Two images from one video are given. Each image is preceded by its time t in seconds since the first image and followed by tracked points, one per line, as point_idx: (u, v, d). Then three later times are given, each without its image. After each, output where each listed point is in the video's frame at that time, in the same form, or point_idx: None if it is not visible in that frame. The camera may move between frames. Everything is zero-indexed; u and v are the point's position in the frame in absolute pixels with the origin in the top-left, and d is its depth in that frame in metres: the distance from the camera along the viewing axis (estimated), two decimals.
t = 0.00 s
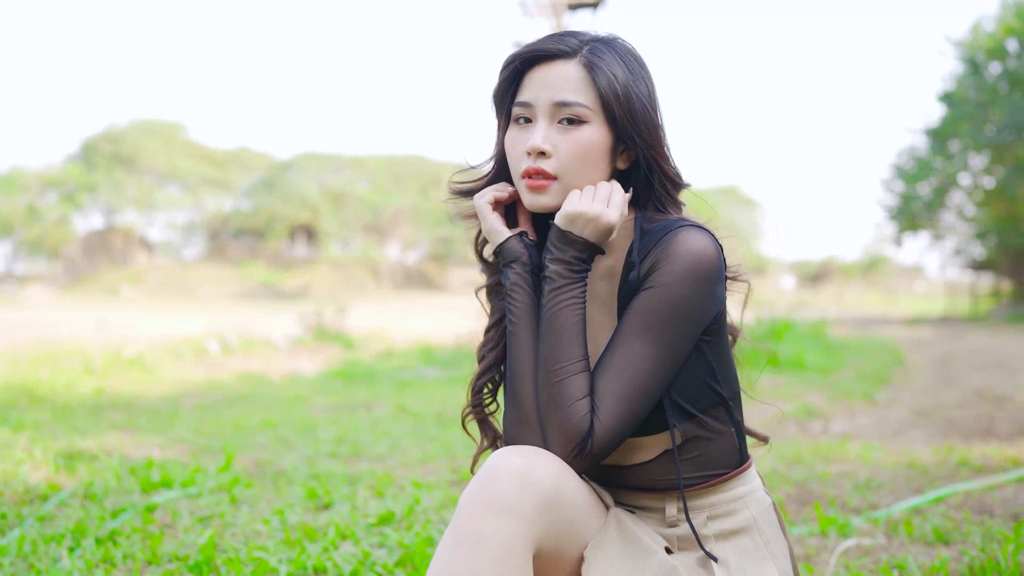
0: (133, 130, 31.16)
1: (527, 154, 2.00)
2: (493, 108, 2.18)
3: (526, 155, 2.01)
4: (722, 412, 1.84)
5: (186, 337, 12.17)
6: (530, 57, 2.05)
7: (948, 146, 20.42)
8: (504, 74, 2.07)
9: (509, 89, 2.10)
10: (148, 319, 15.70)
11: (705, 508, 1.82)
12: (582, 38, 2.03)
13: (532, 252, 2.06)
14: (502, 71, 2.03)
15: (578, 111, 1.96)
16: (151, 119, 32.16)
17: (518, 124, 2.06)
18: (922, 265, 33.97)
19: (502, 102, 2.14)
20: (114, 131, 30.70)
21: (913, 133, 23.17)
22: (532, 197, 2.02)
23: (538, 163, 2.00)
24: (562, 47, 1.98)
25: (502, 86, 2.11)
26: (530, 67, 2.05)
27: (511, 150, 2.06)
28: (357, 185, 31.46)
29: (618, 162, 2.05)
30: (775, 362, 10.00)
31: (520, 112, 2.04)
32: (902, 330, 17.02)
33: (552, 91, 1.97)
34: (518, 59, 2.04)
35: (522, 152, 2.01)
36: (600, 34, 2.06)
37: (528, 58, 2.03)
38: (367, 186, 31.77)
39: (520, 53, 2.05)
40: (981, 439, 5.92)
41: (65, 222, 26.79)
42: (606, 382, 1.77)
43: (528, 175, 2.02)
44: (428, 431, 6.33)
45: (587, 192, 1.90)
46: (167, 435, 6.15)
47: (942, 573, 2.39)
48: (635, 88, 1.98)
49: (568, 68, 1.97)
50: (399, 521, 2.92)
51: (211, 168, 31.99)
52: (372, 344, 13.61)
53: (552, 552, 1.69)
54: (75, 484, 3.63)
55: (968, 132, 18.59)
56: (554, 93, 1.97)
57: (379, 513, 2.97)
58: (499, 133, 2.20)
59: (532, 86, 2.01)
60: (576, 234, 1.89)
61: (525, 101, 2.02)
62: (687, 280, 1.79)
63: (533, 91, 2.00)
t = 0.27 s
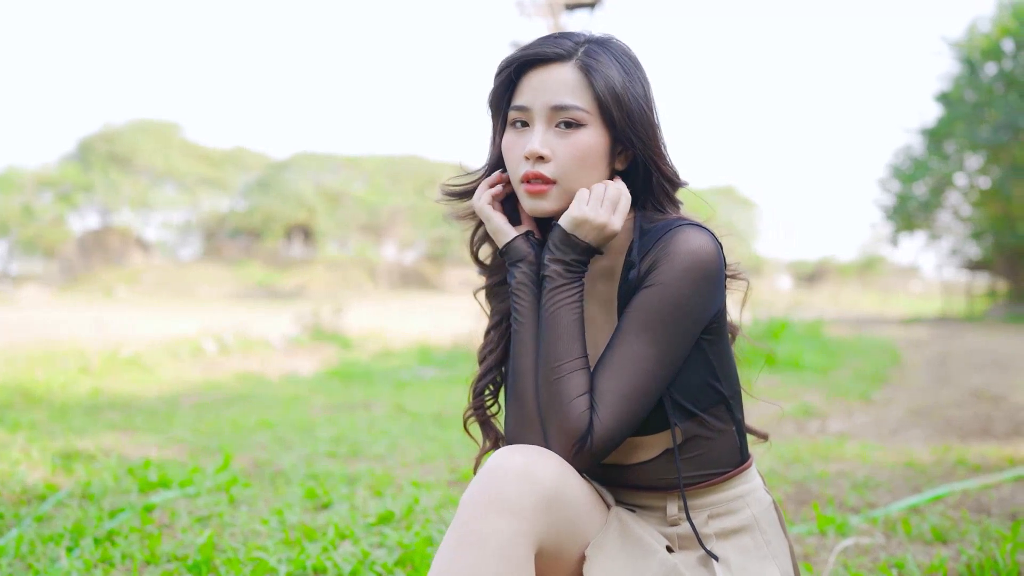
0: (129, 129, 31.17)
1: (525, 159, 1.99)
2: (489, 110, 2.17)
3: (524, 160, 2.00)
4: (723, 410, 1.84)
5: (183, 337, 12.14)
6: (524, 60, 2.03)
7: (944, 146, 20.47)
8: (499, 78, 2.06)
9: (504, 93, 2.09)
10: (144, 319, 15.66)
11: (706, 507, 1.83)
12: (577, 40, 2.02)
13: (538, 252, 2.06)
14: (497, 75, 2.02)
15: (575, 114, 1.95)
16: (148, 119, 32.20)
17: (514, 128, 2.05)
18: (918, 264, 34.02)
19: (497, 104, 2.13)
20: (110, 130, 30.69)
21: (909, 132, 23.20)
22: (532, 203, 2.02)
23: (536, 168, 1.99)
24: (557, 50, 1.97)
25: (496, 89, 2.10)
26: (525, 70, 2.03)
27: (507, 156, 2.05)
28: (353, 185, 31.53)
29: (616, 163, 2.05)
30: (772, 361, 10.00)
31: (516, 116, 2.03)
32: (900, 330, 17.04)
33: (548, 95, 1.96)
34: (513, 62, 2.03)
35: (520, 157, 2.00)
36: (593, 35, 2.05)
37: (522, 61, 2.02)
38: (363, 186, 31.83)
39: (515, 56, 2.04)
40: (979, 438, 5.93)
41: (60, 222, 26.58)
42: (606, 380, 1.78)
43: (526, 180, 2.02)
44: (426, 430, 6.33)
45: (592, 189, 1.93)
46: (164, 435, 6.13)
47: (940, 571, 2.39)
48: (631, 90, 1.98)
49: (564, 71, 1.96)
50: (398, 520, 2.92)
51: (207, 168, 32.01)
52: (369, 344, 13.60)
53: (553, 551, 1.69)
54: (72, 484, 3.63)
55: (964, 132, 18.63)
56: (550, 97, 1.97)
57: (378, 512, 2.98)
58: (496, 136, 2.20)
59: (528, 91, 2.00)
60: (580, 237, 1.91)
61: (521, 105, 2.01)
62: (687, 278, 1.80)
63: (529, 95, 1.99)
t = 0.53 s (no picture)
0: (123, 129, 31.04)
1: (522, 166, 1.99)
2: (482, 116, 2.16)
3: (521, 167, 2.00)
4: (723, 408, 1.85)
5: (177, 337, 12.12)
6: (516, 65, 2.02)
7: (937, 146, 20.57)
8: (491, 85, 2.05)
9: (496, 99, 2.08)
10: (138, 319, 15.59)
11: (707, 505, 1.82)
12: (569, 42, 2.01)
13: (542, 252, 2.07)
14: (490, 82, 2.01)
15: (571, 119, 1.95)
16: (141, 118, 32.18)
17: (510, 134, 2.05)
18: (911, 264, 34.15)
19: (490, 110, 2.12)
20: (103, 129, 30.55)
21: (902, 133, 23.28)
22: (532, 210, 2.03)
23: (534, 175, 1.99)
24: (549, 55, 1.96)
25: (489, 95, 2.09)
26: (519, 76, 2.03)
27: (504, 162, 2.04)
28: (348, 185, 31.62)
29: (612, 165, 2.05)
30: (767, 360, 10.02)
31: (511, 122, 2.02)
32: (893, 330, 17.10)
33: (543, 101, 1.96)
34: (505, 68, 2.02)
35: (517, 164, 2.00)
36: (584, 36, 2.05)
37: (515, 67, 2.01)
38: (358, 186, 31.89)
39: (507, 62, 2.02)
40: (974, 438, 5.95)
41: (53, 222, 26.24)
42: (604, 378, 1.78)
43: (525, 187, 2.02)
44: (422, 430, 6.33)
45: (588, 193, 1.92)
46: (159, 435, 6.11)
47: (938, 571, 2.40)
48: (625, 91, 1.97)
49: (557, 76, 1.95)
50: (396, 520, 2.92)
51: (201, 167, 31.99)
52: (364, 344, 13.59)
53: (555, 550, 1.69)
54: (68, 484, 3.62)
55: (957, 133, 18.71)
56: (546, 102, 1.96)
57: (376, 511, 2.98)
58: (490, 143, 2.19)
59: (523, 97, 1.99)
60: (578, 238, 1.93)
61: (516, 112, 2.00)
62: (686, 277, 1.80)
63: (523, 102, 1.99)
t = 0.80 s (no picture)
0: (115, 128, 30.91)
1: (519, 173, 1.99)
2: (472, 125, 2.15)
3: (518, 175, 2.00)
4: (724, 407, 1.85)
5: (171, 337, 12.08)
6: (505, 73, 2.01)
7: (930, 146, 20.61)
8: (481, 94, 2.04)
9: (486, 107, 2.07)
10: (131, 319, 15.54)
11: (707, 504, 1.82)
12: (557, 45, 2.01)
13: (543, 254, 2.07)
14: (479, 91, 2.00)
15: (565, 125, 1.94)
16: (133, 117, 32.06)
17: (503, 143, 2.04)
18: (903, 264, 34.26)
19: (481, 119, 2.11)
20: (94, 128, 30.34)
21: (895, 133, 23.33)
22: (531, 217, 2.03)
23: (532, 182, 1.99)
24: (538, 61, 1.95)
25: (478, 104, 2.08)
26: (508, 83, 2.02)
27: (500, 173, 2.04)
28: (340, 185, 31.58)
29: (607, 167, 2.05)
30: (761, 360, 10.04)
31: (505, 130, 2.01)
32: (886, 330, 17.15)
33: (535, 108, 1.94)
34: (494, 77, 2.01)
35: (514, 173, 2.00)
36: (569, 38, 2.03)
37: (504, 75, 1.99)
38: (351, 186, 31.87)
39: (495, 70, 2.02)
40: (968, 437, 5.97)
41: (45, 221, 26.16)
42: (605, 378, 1.79)
43: (522, 194, 2.03)
44: (417, 430, 6.33)
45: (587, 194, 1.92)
46: (153, 435, 6.10)
47: (934, 569, 2.41)
48: (615, 92, 1.96)
49: (547, 83, 1.94)
50: (393, 520, 2.92)
51: (193, 167, 31.86)
52: (357, 343, 13.58)
53: (557, 550, 1.69)
54: (63, 485, 3.61)
55: (949, 133, 18.77)
56: (538, 109, 1.94)
57: (374, 511, 2.97)
58: (482, 152, 2.18)
59: (514, 105, 1.98)
60: (575, 239, 1.94)
61: (509, 120, 1.99)
62: (687, 276, 1.80)
63: (515, 110, 1.98)
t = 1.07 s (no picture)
0: (106, 127, 30.58)
1: (516, 180, 2.00)
2: (462, 134, 2.15)
3: (515, 182, 2.00)
4: (725, 406, 1.85)
5: (164, 337, 12.07)
6: (491, 81, 2.01)
7: (922, 147, 20.66)
8: (469, 101, 2.04)
9: (475, 116, 2.07)
10: (124, 319, 15.49)
11: (708, 504, 1.83)
12: (540, 48, 2.00)
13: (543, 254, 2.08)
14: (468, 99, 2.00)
15: (557, 127, 1.94)
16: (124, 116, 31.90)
17: (496, 151, 2.04)
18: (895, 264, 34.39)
19: (470, 127, 2.11)
20: (86, 128, 30.26)
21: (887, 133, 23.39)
22: (531, 221, 2.03)
23: (529, 188, 2.00)
24: (524, 67, 1.95)
25: (467, 113, 2.08)
26: (496, 91, 2.02)
27: (496, 182, 2.04)
28: (333, 185, 31.55)
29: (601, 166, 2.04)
30: (754, 360, 10.07)
31: (498, 137, 2.01)
32: (878, 329, 17.24)
33: (526, 113, 1.94)
34: (482, 85, 2.01)
35: (510, 181, 2.00)
36: (551, 39, 2.03)
37: (491, 83, 1.99)
38: (344, 186, 31.86)
39: (481, 79, 2.01)
40: (962, 436, 5.99)
41: (36, 221, 26.46)
42: (607, 377, 1.79)
43: (521, 201, 2.03)
44: (412, 429, 6.33)
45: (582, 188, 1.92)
46: (147, 436, 6.08)
47: (931, 568, 2.41)
48: (602, 92, 1.96)
49: (536, 86, 1.94)
50: (390, 520, 2.91)
51: (186, 165, 31.60)
52: (351, 343, 13.56)
53: (560, 549, 1.69)
54: (58, 485, 3.60)
55: (941, 133, 18.85)
56: (529, 114, 1.94)
57: (370, 511, 2.97)
58: (474, 160, 2.18)
59: (503, 112, 1.98)
60: (573, 236, 1.96)
61: (501, 127, 1.99)
62: (690, 274, 1.81)
63: (506, 117, 1.97)
